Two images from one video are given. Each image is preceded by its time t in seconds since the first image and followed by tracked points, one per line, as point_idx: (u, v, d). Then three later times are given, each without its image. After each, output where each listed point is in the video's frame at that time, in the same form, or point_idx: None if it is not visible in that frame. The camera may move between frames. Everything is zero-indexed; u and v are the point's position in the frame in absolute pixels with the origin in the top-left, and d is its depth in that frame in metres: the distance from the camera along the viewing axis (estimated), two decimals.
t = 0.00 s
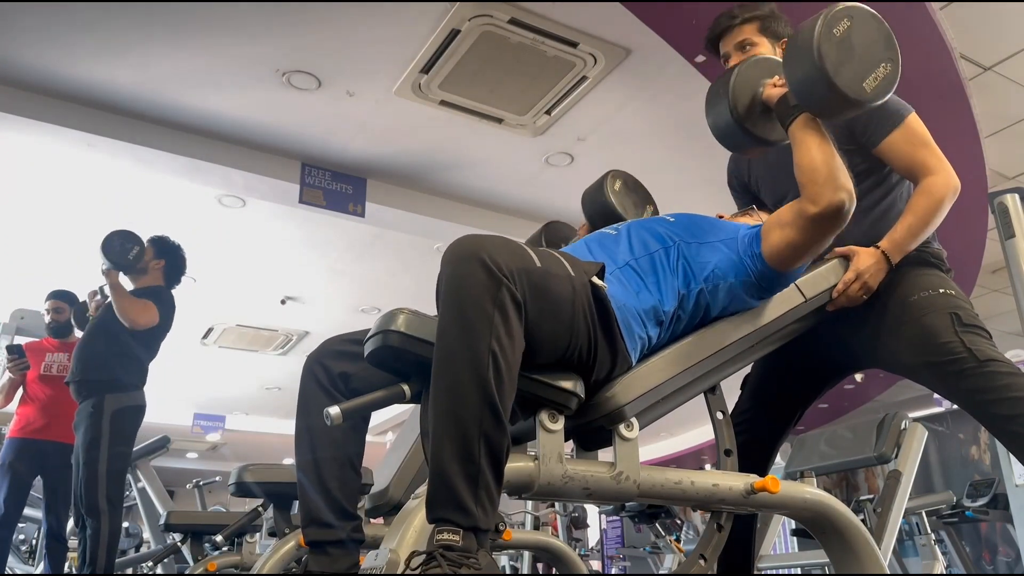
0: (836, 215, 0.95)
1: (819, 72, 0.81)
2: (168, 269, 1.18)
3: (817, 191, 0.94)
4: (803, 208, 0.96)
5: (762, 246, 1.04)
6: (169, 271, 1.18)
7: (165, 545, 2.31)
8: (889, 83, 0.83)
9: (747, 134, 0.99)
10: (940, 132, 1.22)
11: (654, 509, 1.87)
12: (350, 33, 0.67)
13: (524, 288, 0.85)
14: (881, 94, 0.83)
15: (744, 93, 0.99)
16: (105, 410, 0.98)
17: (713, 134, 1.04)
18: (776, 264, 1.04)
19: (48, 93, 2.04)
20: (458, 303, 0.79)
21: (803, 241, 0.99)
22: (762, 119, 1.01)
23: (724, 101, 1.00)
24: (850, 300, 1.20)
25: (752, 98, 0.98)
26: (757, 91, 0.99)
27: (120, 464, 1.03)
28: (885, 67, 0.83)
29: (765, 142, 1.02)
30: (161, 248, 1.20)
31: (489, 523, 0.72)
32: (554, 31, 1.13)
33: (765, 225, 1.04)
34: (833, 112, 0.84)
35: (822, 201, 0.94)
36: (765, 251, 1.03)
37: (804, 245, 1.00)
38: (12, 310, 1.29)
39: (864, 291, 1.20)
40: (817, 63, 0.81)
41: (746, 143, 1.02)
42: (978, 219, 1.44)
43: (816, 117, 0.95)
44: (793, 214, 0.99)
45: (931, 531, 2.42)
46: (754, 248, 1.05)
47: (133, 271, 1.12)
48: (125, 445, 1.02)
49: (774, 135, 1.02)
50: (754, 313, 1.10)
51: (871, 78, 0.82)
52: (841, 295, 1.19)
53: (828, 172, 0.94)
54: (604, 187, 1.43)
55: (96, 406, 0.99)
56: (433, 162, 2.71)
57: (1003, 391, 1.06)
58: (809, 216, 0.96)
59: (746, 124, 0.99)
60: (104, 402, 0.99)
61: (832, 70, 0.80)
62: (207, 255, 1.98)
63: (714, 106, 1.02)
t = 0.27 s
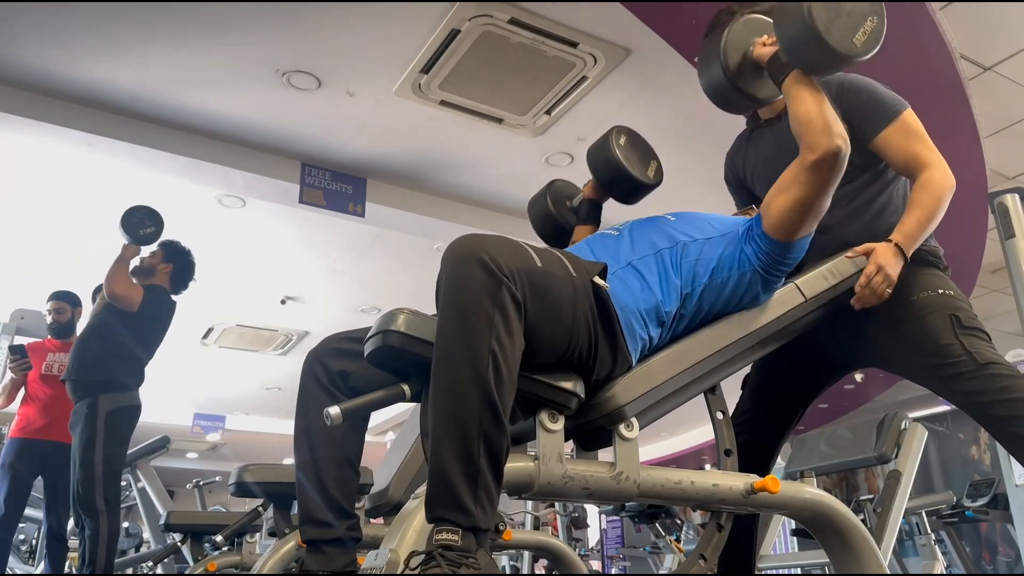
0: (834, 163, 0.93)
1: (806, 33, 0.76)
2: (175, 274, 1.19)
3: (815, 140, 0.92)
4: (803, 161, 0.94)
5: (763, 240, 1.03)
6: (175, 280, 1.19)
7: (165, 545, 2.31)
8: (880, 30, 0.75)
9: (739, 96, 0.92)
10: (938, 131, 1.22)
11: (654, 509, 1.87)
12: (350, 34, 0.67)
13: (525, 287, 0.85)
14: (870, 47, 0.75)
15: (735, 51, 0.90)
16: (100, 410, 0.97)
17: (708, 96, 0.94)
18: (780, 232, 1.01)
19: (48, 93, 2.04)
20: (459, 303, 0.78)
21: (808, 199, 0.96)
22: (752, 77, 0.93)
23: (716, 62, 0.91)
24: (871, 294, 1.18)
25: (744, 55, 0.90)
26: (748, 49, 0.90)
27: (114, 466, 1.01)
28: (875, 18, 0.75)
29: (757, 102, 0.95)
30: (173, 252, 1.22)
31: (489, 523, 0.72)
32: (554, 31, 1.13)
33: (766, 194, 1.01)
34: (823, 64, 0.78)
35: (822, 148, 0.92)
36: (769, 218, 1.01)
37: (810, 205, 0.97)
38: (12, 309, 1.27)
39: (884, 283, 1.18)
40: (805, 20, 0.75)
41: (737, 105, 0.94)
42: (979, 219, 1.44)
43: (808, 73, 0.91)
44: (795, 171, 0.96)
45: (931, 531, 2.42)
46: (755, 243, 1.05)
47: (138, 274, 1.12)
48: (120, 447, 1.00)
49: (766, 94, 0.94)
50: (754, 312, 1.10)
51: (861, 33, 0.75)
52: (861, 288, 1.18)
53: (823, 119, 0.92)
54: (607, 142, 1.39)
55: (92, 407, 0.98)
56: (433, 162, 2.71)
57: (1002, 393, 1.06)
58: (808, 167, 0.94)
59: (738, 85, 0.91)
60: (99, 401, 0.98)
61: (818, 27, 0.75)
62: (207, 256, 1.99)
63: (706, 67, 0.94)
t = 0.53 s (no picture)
0: (808, 130, 0.96)
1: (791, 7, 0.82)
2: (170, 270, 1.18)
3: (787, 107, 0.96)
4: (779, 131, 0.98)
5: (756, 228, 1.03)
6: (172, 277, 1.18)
7: (165, 545, 2.31)
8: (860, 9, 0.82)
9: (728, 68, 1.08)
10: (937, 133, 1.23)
11: (654, 509, 1.87)
12: (350, 34, 0.67)
13: (525, 287, 0.85)
14: (850, 22, 0.82)
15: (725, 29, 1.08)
16: (98, 410, 0.97)
17: (702, 73, 1.13)
18: (767, 210, 1.00)
19: (48, 93, 2.04)
20: (460, 303, 0.78)
21: (787, 169, 0.97)
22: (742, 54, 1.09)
23: (707, 38, 1.08)
24: (943, 309, 1.13)
25: (733, 31, 1.07)
26: (736, 26, 1.07)
27: (114, 467, 0.99)
28: None
29: (747, 75, 1.11)
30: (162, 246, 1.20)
31: (488, 522, 0.72)
32: (554, 31, 1.13)
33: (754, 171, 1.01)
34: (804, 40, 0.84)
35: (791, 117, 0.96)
36: (755, 195, 1.01)
37: (790, 176, 0.97)
38: (12, 309, 1.25)
39: (948, 296, 1.13)
40: None
41: (730, 75, 1.11)
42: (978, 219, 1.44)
43: (790, 45, 1.00)
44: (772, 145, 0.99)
45: (931, 531, 2.42)
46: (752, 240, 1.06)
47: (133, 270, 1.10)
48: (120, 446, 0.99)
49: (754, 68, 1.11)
50: (754, 312, 1.10)
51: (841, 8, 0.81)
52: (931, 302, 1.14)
53: (797, 86, 0.97)
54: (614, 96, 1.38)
55: (91, 407, 0.98)
56: (433, 162, 2.71)
57: (1001, 394, 1.06)
58: (784, 134, 0.97)
59: (727, 58, 1.08)
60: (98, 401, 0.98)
61: None
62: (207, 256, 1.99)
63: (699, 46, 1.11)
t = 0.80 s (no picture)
0: (762, 128, 1.03)
1: None
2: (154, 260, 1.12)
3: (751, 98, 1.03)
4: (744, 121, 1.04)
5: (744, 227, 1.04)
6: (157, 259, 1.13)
7: (165, 545, 2.31)
8: None
9: (714, 57, 1.07)
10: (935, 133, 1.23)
11: (654, 509, 1.87)
12: (350, 34, 0.67)
13: (532, 289, 0.85)
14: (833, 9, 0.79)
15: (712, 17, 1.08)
16: (97, 410, 0.98)
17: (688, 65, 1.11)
18: (746, 201, 1.03)
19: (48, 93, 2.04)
20: (468, 303, 0.78)
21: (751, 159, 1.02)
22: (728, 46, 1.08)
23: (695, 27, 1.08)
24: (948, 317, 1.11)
25: (720, 21, 1.07)
26: (724, 16, 1.07)
27: (114, 466, 1.00)
28: None
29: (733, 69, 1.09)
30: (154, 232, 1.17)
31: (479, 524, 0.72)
32: (553, 31, 1.13)
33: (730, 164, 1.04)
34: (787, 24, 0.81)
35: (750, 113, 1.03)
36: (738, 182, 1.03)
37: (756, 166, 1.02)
38: (11, 309, 1.24)
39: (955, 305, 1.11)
40: None
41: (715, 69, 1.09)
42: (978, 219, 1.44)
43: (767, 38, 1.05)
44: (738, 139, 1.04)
45: (931, 531, 2.42)
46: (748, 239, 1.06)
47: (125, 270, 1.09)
48: (119, 445, 1.00)
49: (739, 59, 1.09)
50: (754, 312, 1.10)
51: None
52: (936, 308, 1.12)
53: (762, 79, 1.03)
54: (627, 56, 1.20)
55: (88, 407, 0.99)
56: (432, 162, 2.71)
57: (1003, 394, 1.06)
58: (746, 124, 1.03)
59: (713, 46, 1.06)
60: (97, 401, 0.99)
61: None
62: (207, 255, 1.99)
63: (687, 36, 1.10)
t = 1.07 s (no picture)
0: (778, 131, 1.04)
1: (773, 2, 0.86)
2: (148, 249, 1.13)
3: (758, 106, 1.05)
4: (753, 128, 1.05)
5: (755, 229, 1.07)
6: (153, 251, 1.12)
7: (165, 545, 2.30)
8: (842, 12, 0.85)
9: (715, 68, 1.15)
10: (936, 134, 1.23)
11: (654, 509, 1.87)
12: (349, 34, 0.67)
13: (521, 288, 0.85)
14: (835, 25, 0.85)
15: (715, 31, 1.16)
16: (94, 410, 0.99)
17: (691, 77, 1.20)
18: (756, 208, 1.06)
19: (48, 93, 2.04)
20: (455, 303, 0.78)
21: (763, 167, 1.04)
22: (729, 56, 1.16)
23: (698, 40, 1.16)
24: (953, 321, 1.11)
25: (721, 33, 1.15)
26: (725, 28, 1.15)
27: (113, 466, 1.00)
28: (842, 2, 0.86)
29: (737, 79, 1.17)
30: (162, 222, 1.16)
31: (484, 523, 0.72)
32: (553, 31, 1.13)
33: (743, 173, 1.06)
34: (788, 37, 0.87)
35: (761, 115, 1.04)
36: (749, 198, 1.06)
37: (766, 174, 1.04)
38: (12, 309, 1.27)
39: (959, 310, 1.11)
40: None
41: (714, 80, 1.18)
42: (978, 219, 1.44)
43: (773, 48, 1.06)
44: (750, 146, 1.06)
45: (931, 531, 2.42)
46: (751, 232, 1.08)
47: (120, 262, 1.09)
48: (117, 445, 1.00)
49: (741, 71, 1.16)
50: (753, 312, 1.10)
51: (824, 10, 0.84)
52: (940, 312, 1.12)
53: (769, 86, 1.05)
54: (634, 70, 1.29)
55: (87, 407, 0.99)
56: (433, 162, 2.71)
57: (1002, 394, 1.06)
58: (756, 131, 1.05)
59: (715, 58, 1.15)
60: (93, 401, 0.99)
61: None
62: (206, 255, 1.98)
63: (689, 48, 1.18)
